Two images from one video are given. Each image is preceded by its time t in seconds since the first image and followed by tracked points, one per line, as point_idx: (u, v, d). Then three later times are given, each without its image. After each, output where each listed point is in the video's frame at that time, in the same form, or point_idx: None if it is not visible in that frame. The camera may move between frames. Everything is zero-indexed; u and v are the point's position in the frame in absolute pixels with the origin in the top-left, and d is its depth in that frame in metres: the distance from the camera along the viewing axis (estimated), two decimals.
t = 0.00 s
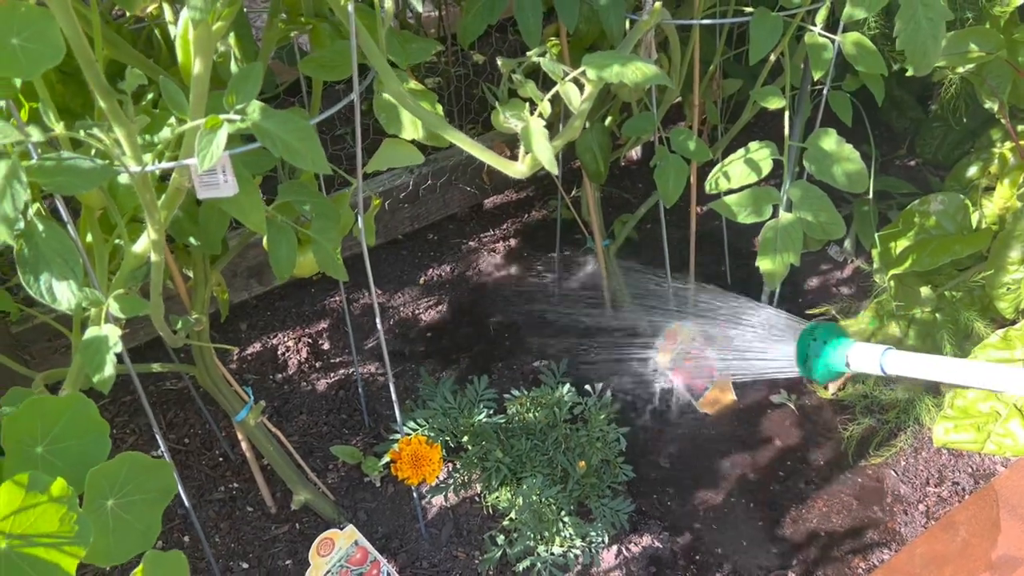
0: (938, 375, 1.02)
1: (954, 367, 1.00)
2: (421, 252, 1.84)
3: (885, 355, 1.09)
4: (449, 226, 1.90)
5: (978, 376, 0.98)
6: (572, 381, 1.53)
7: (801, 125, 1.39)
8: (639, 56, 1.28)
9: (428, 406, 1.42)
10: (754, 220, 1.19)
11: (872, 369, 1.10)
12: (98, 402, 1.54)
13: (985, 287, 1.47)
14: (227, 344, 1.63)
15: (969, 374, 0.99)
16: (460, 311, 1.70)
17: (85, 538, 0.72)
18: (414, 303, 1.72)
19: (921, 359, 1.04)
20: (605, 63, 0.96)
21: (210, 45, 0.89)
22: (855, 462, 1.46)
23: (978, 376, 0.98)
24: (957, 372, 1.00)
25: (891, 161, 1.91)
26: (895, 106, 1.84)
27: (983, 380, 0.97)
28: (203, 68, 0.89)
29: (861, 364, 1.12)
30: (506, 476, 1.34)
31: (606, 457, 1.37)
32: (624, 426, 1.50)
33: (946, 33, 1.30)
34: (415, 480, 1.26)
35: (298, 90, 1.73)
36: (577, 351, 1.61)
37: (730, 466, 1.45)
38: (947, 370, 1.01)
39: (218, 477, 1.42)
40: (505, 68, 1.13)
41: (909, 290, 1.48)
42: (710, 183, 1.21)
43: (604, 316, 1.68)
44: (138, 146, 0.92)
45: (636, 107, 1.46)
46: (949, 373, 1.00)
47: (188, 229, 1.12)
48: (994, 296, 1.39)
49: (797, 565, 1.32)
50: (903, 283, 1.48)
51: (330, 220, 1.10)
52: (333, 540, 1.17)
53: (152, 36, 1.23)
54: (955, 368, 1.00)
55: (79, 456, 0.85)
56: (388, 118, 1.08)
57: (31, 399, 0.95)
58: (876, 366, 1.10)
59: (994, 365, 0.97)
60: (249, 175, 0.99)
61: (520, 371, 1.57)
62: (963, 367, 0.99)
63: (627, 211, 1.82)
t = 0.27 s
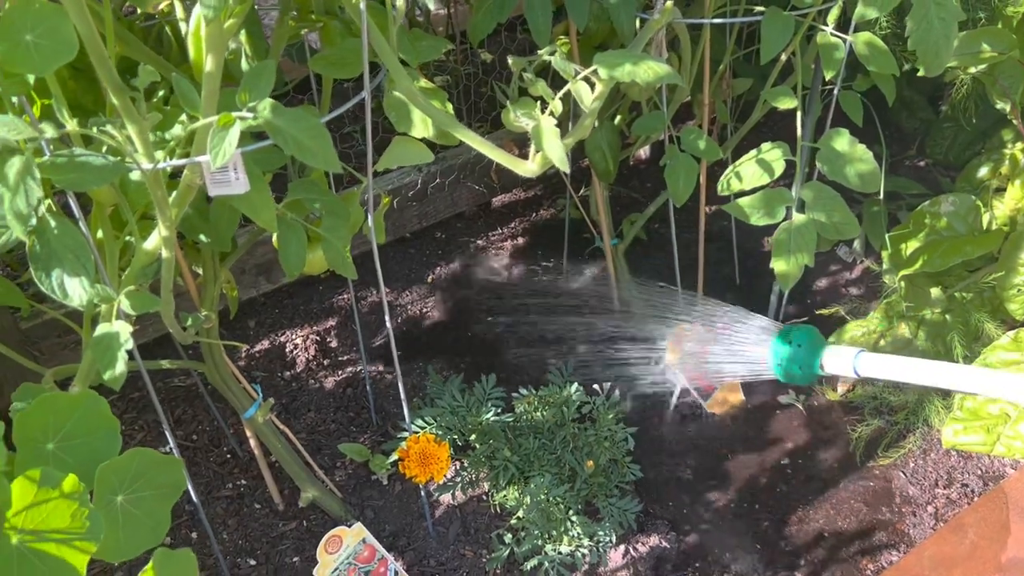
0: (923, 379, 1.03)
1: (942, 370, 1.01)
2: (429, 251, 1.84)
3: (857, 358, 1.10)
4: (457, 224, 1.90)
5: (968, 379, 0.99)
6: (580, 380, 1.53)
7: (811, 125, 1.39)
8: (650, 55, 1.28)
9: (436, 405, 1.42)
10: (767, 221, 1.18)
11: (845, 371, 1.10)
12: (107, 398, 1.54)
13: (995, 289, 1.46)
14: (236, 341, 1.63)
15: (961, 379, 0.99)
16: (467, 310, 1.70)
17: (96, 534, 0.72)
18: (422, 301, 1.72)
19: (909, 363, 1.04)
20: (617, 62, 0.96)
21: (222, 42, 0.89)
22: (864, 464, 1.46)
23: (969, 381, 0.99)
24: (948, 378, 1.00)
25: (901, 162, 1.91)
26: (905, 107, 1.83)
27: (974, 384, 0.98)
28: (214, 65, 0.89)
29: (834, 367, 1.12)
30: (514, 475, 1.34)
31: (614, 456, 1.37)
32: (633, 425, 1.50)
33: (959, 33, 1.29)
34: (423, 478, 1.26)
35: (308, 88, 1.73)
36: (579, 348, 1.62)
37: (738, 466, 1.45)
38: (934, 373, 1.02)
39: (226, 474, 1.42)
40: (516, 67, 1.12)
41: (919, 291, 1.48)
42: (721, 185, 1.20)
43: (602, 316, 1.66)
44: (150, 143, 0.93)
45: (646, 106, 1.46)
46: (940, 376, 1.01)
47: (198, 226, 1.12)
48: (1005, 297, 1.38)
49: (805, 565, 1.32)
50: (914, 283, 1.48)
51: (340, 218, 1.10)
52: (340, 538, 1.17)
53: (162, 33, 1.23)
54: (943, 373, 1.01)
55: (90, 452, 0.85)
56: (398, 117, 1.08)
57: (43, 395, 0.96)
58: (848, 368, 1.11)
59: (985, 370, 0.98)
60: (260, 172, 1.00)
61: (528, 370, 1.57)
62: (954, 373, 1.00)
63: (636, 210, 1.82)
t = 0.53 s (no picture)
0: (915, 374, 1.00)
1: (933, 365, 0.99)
2: (438, 248, 1.84)
3: (836, 354, 1.08)
4: (466, 222, 1.91)
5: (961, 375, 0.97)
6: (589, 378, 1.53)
7: (822, 124, 1.39)
8: (661, 53, 1.28)
9: (444, 401, 1.42)
10: (777, 220, 1.19)
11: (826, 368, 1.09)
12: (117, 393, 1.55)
13: (1006, 290, 1.46)
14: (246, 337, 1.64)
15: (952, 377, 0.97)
16: (476, 307, 1.71)
17: (109, 527, 0.73)
18: (431, 298, 1.72)
19: (898, 358, 1.01)
20: (629, 61, 0.96)
21: (236, 39, 0.89)
22: (873, 464, 1.46)
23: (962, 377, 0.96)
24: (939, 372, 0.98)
25: (912, 162, 1.90)
26: (916, 106, 1.82)
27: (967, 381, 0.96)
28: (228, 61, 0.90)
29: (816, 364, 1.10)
30: (522, 472, 1.35)
31: (622, 454, 1.37)
32: (642, 423, 1.50)
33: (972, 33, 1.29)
34: (432, 474, 1.27)
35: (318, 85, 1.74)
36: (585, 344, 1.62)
37: (746, 466, 1.45)
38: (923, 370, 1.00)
39: (236, 469, 1.43)
40: (527, 65, 1.12)
41: (929, 292, 1.47)
42: (732, 182, 1.21)
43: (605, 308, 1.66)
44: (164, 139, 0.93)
45: (657, 105, 1.46)
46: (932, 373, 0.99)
47: (210, 222, 1.13)
48: (1016, 298, 1.37)
49: (813, 565, 1.32)
50: (924, 283, 1.48)
51: (351, 215, 1.10)
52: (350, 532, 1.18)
53: (176, 29, 1.24)
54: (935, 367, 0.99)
55: (104, 445, 0.86)
56: (409, 114, 1.08)
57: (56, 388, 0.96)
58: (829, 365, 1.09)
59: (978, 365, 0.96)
60: (272, 168, 1.00)
61: (537, 368, 1.57)
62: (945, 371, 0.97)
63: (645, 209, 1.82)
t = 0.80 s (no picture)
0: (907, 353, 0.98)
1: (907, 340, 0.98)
2: (450, 243, 1.85)
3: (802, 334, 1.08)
4: (477, 217, 1.92)
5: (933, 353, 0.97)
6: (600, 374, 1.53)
7: (835, 122, 1.38)
8: (676, 50, 1.28)
9: (456, 396, 1.43)
10: (793, 217, 1.19)
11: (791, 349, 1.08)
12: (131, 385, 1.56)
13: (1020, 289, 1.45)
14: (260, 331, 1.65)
15: (926, 356, 0.97)
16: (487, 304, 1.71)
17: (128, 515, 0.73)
18: (443, 293, 1.73)
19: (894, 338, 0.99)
20: (645, 56, 0.96)
21: (255, 32, 0.90)
22: (884, 462, 1.46)
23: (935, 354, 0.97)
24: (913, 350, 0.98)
25: (925, 161, 1.90)
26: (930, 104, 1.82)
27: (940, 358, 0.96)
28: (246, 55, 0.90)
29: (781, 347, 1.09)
30: (533, 467, 1.35)
31: (633, 450, 1.38)
32: (653, 419, 1.50)
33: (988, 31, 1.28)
34: (443, 468, 1.27)
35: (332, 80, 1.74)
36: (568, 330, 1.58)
37: (756, 463, 1.45)
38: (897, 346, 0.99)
39: (248, 461, 1.44)
40: (542, 60, 1.13)
41: (942, 290, 1.47)
42: (747, 180, 1.21)
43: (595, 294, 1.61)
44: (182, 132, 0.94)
45: (670, 101, 1.46)
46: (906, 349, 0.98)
47: (226, 215, 1.14)
48: None
49: (823, 562, 1.32)
50: (937, 282, 1.47)
51: (366, 209, 1.11)
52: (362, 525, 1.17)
53: (193, 23, 1.25)
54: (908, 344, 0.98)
55: (121, 436, 0.86)
56: (425, 108, 1.10)
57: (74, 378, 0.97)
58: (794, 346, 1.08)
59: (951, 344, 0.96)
60: (288, 161, 1.00)
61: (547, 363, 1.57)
62: (922, 348, 0.97)
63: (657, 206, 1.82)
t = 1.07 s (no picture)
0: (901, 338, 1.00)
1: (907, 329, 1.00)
2: (464, 238, 1.86)
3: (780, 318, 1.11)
4: (491, 212, 1.93)
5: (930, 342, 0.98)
6: (614, 369, 1.53)
7: (854, 118, 1.38)
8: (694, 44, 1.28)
9: (471, 389, 1.44)
10: (810, 212, 1.19)
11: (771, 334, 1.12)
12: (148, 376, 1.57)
13: None
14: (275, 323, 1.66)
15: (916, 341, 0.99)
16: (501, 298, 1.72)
17: (149, 502, 0.72)
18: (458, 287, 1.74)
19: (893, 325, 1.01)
20: (666, 49, 0.96)
21: (277, 23, 0.90)
22: (899, 459, 1.45)
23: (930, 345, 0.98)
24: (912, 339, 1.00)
25: (941, 157, 1.89)
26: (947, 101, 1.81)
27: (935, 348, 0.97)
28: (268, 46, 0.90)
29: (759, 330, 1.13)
30: (547, 461, 1.36)
31: (648, 445, 1.38)
32: (668, 414, 1.50)
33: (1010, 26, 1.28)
34: (459, 460, 1.28)
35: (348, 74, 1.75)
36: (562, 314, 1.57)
37: (771, 459, 1.45)
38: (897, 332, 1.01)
39: (264, 452, 1.45)
40: (562, 53, 1.13)
41: (959, 288, 1.47)
42: (764, 175, 1.21)
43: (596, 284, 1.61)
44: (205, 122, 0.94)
45: (688, 96, 1.46)
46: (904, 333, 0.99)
47: (245, 207, 1.14)
48: None
49: (839, 559, 1.31)
50: (954, 279, 1.47)
51: (384, 201, 1.11)
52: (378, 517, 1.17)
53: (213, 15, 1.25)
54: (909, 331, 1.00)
55: (141, 425, 0.84)
56: (442, 101, 1.08)
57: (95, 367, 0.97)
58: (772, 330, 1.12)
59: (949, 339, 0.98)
60: (309, 153, 1.01)
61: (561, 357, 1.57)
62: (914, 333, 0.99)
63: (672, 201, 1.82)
